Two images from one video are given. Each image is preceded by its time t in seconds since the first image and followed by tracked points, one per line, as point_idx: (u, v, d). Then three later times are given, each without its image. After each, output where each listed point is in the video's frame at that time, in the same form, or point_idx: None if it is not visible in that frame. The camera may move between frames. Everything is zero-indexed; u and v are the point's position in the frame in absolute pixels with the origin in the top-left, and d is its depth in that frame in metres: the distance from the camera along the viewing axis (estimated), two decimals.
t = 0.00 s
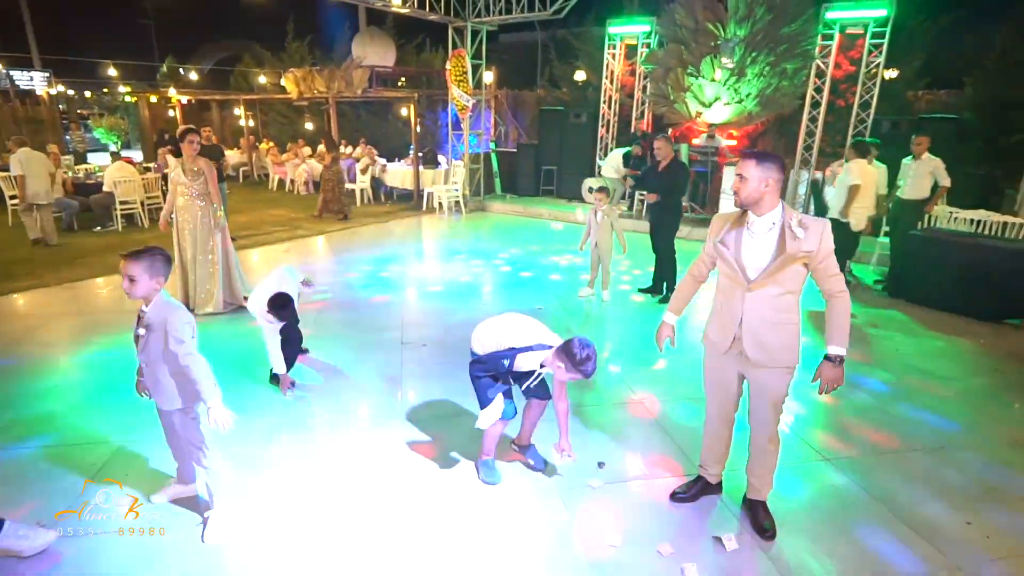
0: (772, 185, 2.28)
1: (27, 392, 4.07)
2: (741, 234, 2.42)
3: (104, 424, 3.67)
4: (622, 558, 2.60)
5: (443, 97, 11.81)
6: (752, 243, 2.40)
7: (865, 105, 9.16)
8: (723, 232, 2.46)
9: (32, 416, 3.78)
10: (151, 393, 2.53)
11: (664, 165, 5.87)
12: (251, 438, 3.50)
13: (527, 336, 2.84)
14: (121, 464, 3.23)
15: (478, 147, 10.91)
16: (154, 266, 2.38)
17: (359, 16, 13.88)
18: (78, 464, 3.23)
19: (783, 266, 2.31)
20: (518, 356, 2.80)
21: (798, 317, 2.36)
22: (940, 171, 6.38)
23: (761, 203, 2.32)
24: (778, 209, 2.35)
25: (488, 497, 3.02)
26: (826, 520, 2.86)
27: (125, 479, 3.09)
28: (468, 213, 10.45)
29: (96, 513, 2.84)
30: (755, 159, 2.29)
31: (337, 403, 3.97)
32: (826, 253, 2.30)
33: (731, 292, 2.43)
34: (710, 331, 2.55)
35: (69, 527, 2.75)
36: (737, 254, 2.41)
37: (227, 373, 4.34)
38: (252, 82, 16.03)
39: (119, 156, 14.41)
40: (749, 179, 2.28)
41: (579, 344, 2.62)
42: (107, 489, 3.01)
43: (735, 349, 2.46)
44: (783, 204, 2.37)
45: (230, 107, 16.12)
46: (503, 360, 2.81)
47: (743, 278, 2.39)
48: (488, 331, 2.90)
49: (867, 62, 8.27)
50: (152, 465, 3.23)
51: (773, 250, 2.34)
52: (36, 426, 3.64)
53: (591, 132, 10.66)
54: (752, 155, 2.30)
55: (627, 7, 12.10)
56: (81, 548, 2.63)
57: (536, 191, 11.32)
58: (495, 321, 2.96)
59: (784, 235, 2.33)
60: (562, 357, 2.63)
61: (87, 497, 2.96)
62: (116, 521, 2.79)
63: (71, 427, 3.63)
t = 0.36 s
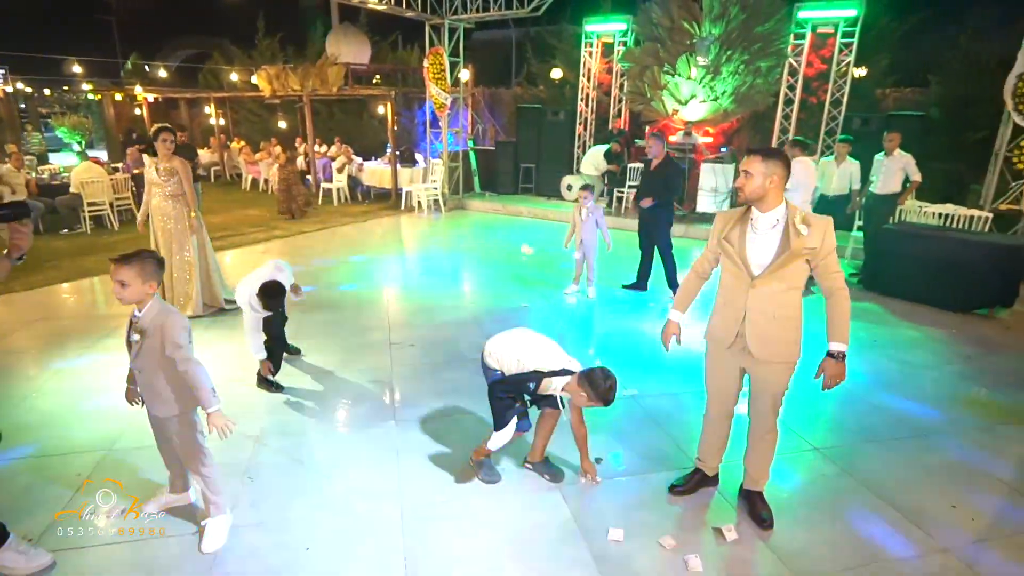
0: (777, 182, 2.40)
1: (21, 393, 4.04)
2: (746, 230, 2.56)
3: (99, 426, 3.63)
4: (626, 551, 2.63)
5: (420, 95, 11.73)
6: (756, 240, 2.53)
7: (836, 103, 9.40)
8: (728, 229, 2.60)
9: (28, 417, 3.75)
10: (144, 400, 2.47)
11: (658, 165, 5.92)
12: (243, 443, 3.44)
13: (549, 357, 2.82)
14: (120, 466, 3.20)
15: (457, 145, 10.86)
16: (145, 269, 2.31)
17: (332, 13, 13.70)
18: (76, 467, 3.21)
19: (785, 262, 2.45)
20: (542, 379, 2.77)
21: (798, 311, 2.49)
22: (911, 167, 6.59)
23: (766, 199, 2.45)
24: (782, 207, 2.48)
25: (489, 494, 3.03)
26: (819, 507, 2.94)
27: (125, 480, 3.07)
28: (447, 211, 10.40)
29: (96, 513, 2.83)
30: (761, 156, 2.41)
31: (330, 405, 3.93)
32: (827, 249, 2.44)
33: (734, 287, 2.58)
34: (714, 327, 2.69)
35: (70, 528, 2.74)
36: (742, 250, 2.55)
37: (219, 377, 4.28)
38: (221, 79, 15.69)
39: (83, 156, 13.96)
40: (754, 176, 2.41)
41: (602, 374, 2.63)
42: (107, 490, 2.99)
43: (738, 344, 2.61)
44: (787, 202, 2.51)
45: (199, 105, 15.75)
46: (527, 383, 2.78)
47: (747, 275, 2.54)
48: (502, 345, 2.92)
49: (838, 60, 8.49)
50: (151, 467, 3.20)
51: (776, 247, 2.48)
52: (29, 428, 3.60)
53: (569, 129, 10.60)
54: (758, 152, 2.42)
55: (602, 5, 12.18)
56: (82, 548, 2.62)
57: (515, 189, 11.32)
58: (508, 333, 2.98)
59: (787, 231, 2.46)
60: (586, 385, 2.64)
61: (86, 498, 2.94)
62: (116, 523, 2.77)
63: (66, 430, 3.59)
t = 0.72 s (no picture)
0: (772, 179, 2.49)
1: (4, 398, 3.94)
2: (742, 227, 2.64)
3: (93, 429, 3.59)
4: (626, 545, 2.67)
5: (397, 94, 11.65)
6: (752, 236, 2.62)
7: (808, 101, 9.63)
8: (724, 226, 2.69)
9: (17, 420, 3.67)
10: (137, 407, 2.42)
11: (660, 167, 5.95)
12: (235, 448, 3.39)
13: (550, 340, 2.76)
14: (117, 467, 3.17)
15: (435, 145, 10.80)
16: (140, 273, 2.26)
17: (304, 11, 13.51)
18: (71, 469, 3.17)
19: (779, 257, 2.54)
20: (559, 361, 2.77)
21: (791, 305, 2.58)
22: (880, 164, 6.80)
23: (762, 196, 2.54)
24: (776, 204, 2.57)
25: (489, 492, 3.04)
26: (811, 496, 3.02)
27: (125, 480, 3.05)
28: (427, 211, 10.35)
29: (95, 513, 2.82)
30: (756, 155, 2.50)
31: (321, 408, 3.89)
32: (820, 244, 2.53)
33: (730, 282, 2.66)
34: (709, 323, 2.75)
35: (70, 527, 2.73)
36: (737, 246, 2.64)
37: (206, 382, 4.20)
38: (191, 78, 15.35)
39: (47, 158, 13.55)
40: (750, 172, 2.50)
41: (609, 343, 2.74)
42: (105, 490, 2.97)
43: (734, 337, 2.68)
44: (781, 199, 2.60)
45: (167, 105, 15.40)
46: (544, 369, 2.77)
47: (741, 270, 2.62)
48: (497, 336, 2.83)
49: (809, 59, 8.69)
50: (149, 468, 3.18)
51: (770, 243, 2.56)
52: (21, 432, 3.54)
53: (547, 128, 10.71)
54: (754, 151, 2.51)
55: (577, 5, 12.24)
56: (83, 547, 2.61)
57: (494, 188, 11.31)
58: (499, 323, 2.89)
59: (782, 228, 2.54)
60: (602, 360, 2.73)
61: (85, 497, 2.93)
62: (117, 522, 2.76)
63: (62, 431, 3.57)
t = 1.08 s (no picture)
0: (762, 180, 2.56)
1: None
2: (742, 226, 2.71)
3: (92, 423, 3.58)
4: (631, 539, 2.71)
5: (381, 95, 11.60)
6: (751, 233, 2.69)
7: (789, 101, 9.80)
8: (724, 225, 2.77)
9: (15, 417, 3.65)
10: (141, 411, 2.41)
11: (666, 170, 5.97)
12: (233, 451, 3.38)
13: (541, 320, 2.76)
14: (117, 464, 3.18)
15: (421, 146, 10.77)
16: (144, 276, 2.26)
17: (286, 11, 13.40)
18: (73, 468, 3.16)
19: (776, 254, 2.61)
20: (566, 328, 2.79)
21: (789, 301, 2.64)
22: (860, 163, 6.94)
23: (755, 195, 2.61)
24: (772, 203, 2.64)
25: (492, 488, 3.07)
26: (806, 487, 3.10)
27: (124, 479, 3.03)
28: (414, 212, 10.35)
29: (96, 513, 2.82)
30: (747, 157, 2.58)
31: (319, 411, 3.88)
32: (815, 243, 2.59)
33: (728, 279, 2.74)
34: (709, 320, 2.82)
35: (70, 527, 2.74)
36: (736, 244, 2.71)
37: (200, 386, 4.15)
38: (171, 79, 15.15)
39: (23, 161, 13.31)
40: (741, 174, 2.59)
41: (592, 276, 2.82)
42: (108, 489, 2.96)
43: (731, 333, 2.76)
44: (779, 198, 2.66)
45: (147, 106, 15.18)
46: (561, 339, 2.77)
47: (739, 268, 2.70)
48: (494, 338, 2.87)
49: (791, 60, 8.84)
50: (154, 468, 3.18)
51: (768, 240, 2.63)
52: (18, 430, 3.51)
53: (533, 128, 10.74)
54: (744, 154, 2.59)
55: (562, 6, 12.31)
56: (81, 547, 2.62)
57: (481, 189, 11.31)
58: (493, 327, 2.88)
59: (779, 227, 2.61)
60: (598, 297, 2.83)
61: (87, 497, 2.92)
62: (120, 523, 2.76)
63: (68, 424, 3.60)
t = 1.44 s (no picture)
0: (768, 177, 2.61)
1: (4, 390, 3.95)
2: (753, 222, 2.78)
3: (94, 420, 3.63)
4: (647, 530, 2.76)
5: (377, 96, 11.59)
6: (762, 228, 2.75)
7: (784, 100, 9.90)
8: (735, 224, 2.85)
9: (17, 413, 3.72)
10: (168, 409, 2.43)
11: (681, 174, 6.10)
12: (249, 450, 3.39)
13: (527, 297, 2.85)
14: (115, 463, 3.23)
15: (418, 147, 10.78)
16: (172, 276, 2.26)
17: (280, 12, 13.37)
18: (74, 467, 3.20)
19: (784, 249, 2.66)
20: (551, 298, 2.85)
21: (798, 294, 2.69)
22: (855, 162, 7.04)
23: (762, 193, 2.67)
24: (781, 198, 2.67)
25: (508, 482, 3.11)
26: (815, 478, 3.16)
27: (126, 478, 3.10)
28: (412, 213, 10.36)
29: (96, 513, 2.85)
30: (755, 156, 2.64)
31: (332, 410, 3.91)
32: (825, 237, 2.63)
33: (736, 273, 2.82)
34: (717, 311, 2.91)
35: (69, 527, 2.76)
36: (745, 242, 2.79)
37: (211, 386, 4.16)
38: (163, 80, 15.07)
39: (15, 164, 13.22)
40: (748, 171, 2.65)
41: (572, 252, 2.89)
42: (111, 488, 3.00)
43: (736, 326, 2.84)
44: (789, 194, 2.70)
45: (139, 107, 15.09)
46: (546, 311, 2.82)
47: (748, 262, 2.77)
48: (494, 328, 2.89)
49: (785, 60, 8.93)
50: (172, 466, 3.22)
51: (778, 236, 2.67)
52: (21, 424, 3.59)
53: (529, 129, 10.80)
54: (753, 151, 2.65)
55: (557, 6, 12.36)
56: (82, 547, 2.63)
57: (478, 189, 11.33)
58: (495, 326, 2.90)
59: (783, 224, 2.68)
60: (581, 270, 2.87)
61: (86, 497, 2.95)
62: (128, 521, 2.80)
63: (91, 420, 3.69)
